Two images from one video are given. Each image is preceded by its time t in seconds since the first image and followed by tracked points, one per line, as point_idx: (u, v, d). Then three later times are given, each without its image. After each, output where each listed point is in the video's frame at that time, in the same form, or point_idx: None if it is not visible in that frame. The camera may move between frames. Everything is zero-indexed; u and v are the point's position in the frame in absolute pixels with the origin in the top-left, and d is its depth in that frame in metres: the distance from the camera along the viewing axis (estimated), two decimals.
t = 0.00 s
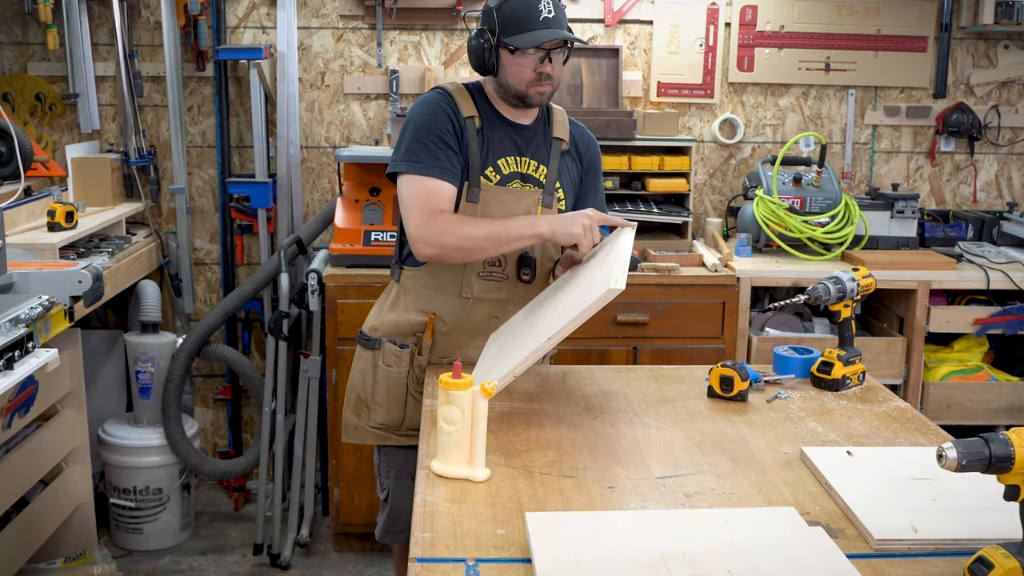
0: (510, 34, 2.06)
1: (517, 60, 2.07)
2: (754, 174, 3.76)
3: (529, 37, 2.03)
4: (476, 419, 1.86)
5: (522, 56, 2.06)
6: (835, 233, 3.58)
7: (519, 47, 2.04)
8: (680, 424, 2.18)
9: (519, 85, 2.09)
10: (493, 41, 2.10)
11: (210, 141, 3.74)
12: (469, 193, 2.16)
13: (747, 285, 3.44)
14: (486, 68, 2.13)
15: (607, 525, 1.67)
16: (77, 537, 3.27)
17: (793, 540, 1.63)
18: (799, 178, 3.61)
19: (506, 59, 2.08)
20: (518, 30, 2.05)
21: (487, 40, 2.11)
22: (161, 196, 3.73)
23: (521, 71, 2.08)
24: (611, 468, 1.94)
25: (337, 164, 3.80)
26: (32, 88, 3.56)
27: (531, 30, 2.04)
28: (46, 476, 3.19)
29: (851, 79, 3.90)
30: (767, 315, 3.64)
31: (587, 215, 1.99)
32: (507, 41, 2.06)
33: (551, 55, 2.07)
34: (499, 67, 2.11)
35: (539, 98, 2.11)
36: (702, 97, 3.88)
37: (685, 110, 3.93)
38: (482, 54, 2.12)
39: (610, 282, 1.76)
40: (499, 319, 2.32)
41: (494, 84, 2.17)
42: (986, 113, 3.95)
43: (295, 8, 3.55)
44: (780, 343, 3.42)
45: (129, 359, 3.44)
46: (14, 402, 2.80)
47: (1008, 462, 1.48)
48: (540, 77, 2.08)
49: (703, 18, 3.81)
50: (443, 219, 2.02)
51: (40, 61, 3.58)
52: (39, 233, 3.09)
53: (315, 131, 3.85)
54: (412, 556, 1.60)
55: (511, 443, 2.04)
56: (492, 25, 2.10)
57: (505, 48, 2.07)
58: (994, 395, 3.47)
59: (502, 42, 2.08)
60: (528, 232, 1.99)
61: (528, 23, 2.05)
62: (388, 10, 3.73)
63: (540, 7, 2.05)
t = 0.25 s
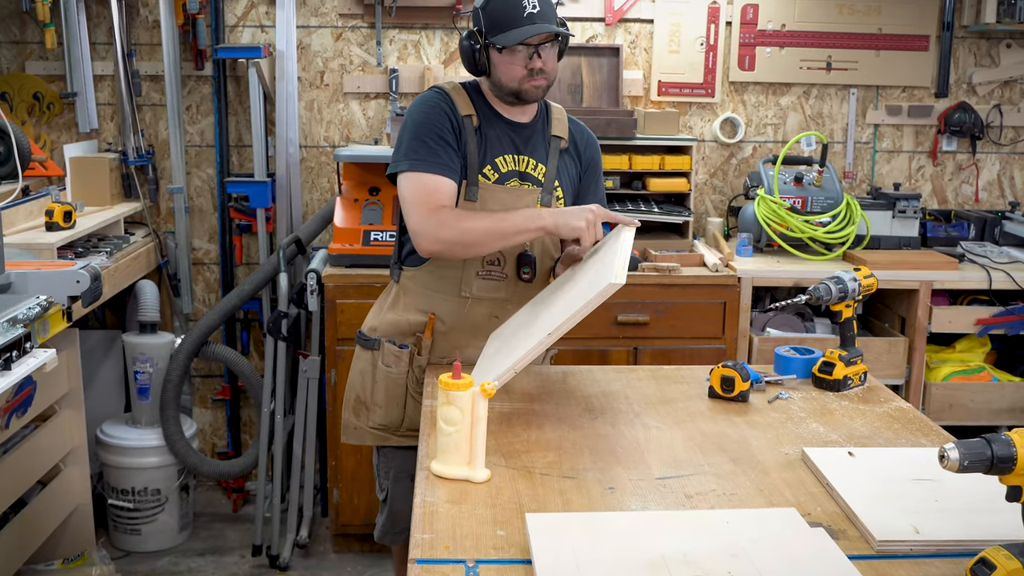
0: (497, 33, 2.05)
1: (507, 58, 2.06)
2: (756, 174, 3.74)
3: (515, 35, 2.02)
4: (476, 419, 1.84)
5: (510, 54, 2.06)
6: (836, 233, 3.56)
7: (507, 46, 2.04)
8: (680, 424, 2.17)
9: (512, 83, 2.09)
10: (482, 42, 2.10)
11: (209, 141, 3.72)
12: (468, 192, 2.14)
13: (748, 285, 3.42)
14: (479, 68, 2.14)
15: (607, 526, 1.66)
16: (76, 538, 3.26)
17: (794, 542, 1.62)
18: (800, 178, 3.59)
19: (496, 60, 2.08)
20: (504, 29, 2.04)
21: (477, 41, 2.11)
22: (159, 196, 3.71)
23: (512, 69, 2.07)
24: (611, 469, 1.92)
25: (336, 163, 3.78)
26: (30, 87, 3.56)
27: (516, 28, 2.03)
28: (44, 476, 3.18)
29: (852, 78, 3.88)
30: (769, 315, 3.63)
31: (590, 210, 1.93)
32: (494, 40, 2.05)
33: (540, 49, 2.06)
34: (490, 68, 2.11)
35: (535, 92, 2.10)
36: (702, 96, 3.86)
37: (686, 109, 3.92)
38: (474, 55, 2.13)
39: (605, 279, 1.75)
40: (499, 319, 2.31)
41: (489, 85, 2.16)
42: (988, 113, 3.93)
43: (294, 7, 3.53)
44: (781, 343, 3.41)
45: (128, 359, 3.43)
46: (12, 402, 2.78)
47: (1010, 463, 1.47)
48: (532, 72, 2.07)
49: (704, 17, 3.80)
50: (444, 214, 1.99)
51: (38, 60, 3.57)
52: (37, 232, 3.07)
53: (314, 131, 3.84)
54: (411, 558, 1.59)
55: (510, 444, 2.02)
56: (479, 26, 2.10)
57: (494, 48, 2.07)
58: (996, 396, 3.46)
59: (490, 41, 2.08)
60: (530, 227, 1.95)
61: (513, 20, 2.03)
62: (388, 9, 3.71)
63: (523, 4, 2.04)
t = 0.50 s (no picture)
0: (494, 31, 2.04)
1: (503, 56, 2.05)
2: (757, 173, 3.72)
3: (511, 32, 2.01)
4: (476, 420, 1.83)
5: (507, 52, 2.04)
6: (838, 233, 3.55)
7: (503, 44, 2.02)
8: (681, 425, 2.15)
9: (509, 81, 2.07)
10: (480, 40, 2.09)
11: (208, 140, 3.71)
12: (468, 190, 2.13)
13: (749, 285, 3.41)
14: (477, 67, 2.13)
15: (608, 528, 1.64)
16: (74, 539, 3.24)
17: (796, 543, 1.60)
18: (801, 177, 3.58)
19: (493, 57, 2.07)
20: (500, 26, 2.02)
21: (475, 40, 2.10)
22: (158, 196, 3.70)
23: (508, 67, 2.06)
24: (612, 470, 1.91)
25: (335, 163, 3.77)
26: (28, 86, 3.54)
27: (511, 25, 2.01)
28: (42, 477, 3.16)
29: (853, 77, 3.87)
30: (770, 315, 3.61)
31: (586, 219, 1.84)
32: (490, 38, 2.04)
33: (537, 47, 2.04)
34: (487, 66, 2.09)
35: (532, 92, 2.08)
36: (703, 96, 3.85)
37: (687, 108, 3.90)
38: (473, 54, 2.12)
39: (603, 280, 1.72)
40: (499, 318, 2.29)
41: (488, 84, 2.15)
42: (991, 112, 3.92)
43: (293, 6, 3.52)
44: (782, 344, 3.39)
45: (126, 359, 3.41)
46: (10, 403, 2.76)
47: (1013, 463, 1.46)
48: (528, 70, 2.06)
49: (705, 16, 3.79)
50: (443, 209, 1.95)
51: (35, 59, 3.55)
52: (35, 232, 3.06)
53: (314, 130, 3.82)
54: (411, 559, 1.58)
55: (511, 444, 2.01)
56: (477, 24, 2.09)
57: (490, 46, 2.06)
58: (998, 396, 3.44)
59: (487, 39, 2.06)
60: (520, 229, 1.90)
61: (509, 18, 2.02)
62: (387, 8, 3.70)
63: (519, 1, 2.02)
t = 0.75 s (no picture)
0: (490, 25, 2.03)
1: (501, 51, 2.04)
2: (758, 172, 3.71)
3: (506, 26, 2.00)
4: (475, 420, 1.81)
5: (505, 46, 2.03)
6: (839, 232, 3.53)
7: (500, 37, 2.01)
8: (682, 425, 2.14)
9: (507, 76, 2.06)
10: (477, 38, 2.08)
11: (206, 140, 3.69)
12: (468, 189, 2.11)
13: (750, 285, 3.39)
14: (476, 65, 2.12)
15: (608, 529, 1.63)
16: (71, 541, 3.22)
17: (798, 544, 1.59)
18: (803, 176, 3.57)
19: (491, 53, 2.06)
20: (496, 21, 2.02)
21: (473, 38, 2.10)
22: (156, 195, 3.69)
23: (506, 62, 2.05)
24: (612, 471, 1.89)
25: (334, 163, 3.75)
26: (26, 85, 3.52)
27: (508, 19, 2.01)
28: (40, 478, 3.15)
29: (855, 76, 3.85)
30: (771, 315, 3.60)
31: (580, 218, 1.80)
32: (487, 34, 2.03)
33: (534, 41, 2.03)
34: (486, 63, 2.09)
35: (531, 86, 2.07)
36: (704, 95, 3.84)
37: (688, 108, 3.88)
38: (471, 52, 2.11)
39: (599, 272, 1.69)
40: (499, 318, 2.27)
41: (488, 82, 2.13)
42: (993, 111, 3.91)
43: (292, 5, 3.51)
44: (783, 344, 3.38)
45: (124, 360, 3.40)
46: (7, 404, 2.75)
47: (1015, 464, 1.44)
48: (527, 65, 2.05)
49: (705, 14, 3.77)
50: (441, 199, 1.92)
51: (33, 58, 3.54)
52: (33, 232, 3.04)
53: (313, 130, 3.81)
54: (410, 560, 1.56)
55: (511, 445, 1.99)
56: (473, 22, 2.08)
57: (487, 42, 2.05)
58: (1000, 397, 3.43)
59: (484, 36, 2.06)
60: (515, 225, 1.86)
61: (505, 12, 2.01)
62: (386, 7, 3.68)
63: None
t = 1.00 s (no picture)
0: (489, 21, 2.02)
1: (500, 48, 2.03)
2: (759, 172, 3.69)
3: (505, 22, 1.99)
4: (475, 421, 1.80)
5: (504, 43, 2.02)
6: (841, 232, 3.52)
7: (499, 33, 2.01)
8: (683, 426, 2.12)
9: (507, 74, 2.05)
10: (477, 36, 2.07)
11: (205, 139, 3.68)
12: (468, 189, 2.10)
13: (751, 285, 3.38)
14: (477, 64, 2.11)
15: (609, 530, 1.61)
16: (69, 542, 3.20)
17: (800, 545, 1.57)
18: (805, 176, 3.57)
19: (491, 51, 2.05)
20: (495, 18, 2.01)
21: (473, 37, 2.09)
22: (155, 195, 3.68)
23: (506, 59, 2.03)
24: (613, 472, 1.88)
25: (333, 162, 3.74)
26: (24, 85, 3.47)
27: (506, 16, 2.00)
28: (38, 479, 3.13)
29: (856, 76, 3.84)
30: (772, 315, 3.59)
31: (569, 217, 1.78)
32: (486, 31, 2.02)
33: (534, 37, 2.02)
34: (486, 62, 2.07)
35: (531, 84, 2.06)
36: (705, 94, 3.82)
37: (688, 107, 3.87)
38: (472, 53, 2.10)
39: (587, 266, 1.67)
40: (499, 319, 2.26)
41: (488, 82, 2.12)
42: (995, 110, 3.89)
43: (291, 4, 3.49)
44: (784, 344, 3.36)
45: (122, 360, 3.38)
46: (4, 404, 2.73)
47: (1017, 465, 1.43)
48: (526, 61, 2.03)
49: (706, 13, 3.76)
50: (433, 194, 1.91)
51: (31, 57, 3.53)
52: (31, 232, 3.03)
53: (312, 129, 3.80)
54: (409, 561, 1.55)
55: (511, 446, 1.98)
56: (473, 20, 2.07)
57: (487, 39, 2.04)
58: (1002, 397, 3.41)
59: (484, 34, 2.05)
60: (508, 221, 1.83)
61: (504, 8, 2.01)
62: (386, 6, 3.67)
63: None
